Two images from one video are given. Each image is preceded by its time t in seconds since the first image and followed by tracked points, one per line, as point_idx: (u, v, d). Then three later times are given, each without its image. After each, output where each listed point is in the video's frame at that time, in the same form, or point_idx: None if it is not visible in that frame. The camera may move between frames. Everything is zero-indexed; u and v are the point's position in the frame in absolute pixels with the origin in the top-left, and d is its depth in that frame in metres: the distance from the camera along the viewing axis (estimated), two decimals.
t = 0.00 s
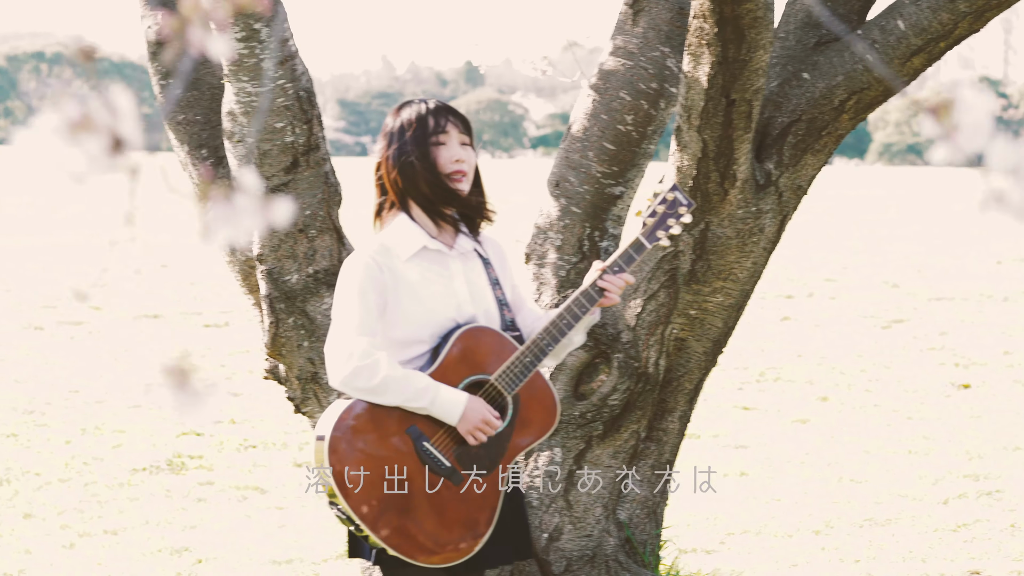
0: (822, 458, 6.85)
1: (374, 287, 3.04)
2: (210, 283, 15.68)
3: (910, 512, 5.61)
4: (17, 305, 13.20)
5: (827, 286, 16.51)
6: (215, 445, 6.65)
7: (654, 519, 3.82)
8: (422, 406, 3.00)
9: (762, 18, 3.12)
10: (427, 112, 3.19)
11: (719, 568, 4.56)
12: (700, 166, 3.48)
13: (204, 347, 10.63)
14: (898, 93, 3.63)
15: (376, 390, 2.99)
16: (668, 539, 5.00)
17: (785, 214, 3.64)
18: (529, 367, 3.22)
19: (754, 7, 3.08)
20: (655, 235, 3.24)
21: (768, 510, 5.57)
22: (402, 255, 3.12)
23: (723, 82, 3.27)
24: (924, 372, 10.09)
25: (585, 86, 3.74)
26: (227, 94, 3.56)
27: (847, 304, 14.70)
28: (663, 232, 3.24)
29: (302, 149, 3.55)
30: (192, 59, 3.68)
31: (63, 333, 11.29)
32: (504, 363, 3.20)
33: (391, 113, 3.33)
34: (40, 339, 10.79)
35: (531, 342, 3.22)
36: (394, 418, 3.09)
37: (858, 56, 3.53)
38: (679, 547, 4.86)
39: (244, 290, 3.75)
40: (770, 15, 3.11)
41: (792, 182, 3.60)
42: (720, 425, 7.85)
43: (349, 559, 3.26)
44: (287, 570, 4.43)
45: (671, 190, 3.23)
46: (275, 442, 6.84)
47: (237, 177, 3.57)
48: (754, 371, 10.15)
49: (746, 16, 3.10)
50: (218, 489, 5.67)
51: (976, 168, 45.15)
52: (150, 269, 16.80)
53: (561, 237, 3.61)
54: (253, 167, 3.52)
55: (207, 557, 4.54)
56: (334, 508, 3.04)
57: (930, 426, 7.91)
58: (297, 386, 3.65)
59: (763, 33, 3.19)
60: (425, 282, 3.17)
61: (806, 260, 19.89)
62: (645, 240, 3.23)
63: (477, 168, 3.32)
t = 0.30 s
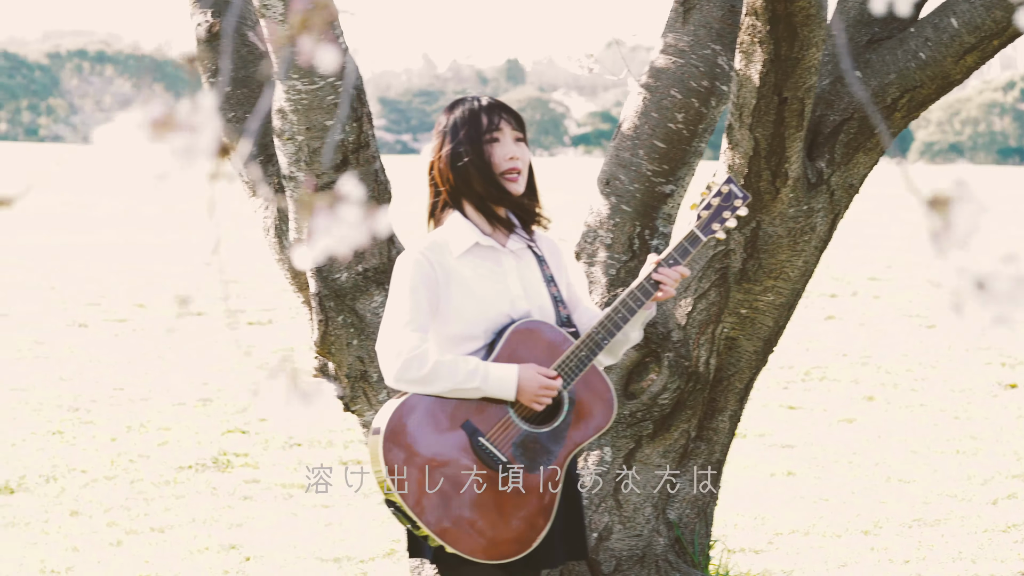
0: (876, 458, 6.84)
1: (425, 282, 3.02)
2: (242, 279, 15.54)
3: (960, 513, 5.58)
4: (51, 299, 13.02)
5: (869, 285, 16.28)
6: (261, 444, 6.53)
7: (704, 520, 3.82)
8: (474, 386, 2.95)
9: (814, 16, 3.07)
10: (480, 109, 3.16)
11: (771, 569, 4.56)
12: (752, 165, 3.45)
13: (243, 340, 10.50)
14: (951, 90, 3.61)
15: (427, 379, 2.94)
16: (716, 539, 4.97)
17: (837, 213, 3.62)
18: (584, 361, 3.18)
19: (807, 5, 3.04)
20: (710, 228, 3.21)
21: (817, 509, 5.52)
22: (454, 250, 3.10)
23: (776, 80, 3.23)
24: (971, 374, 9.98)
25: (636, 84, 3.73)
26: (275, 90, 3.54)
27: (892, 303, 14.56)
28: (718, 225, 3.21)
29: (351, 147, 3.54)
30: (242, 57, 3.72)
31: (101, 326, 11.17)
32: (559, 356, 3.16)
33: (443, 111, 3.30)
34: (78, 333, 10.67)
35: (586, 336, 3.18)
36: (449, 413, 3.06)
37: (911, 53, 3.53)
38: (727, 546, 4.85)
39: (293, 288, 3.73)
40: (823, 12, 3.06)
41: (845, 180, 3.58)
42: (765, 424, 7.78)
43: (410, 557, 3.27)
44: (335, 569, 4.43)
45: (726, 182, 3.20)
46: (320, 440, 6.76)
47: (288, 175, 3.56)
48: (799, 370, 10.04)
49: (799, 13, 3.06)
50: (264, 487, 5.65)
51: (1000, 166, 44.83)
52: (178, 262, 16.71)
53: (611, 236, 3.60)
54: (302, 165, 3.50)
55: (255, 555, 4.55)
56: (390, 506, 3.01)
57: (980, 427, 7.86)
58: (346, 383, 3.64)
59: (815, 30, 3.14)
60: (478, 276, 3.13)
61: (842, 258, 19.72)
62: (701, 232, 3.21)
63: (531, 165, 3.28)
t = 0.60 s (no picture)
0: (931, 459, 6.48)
1: (492, 280, 2.90)
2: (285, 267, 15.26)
3: None
4: (102, 286, 12.92)
5: (937, 278, 15.65)
6: (319, 442, 6.52)
7: (768, 521, 3.83)
8: (543, 389, 2.85)
9: (880, 13, 3.02)
10: (543, 111, 3.02)
11: (833, 569, 4.46)
12: (816, 164, 3.40)
13: (295, 336, 10.28)
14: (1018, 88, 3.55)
15: (495, 381, 2.84)
16: (778, 539, 4.91)
17: (901, 212, 3.58)
18: (652, 363, 3.07)
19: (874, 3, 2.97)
20: (778, 228, 3.15)
21: (881, 509, 5.40)
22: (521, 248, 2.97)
23: (841, 80, 3.19)
24: None
25: (698, 83, 3.72)
26: (337, 89, 3.51)
27: (956, 295, 14.10)
28: (787, 225, 3.15)
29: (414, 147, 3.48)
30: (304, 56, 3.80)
31: (153, 316, 11.06)
32: (628, 358, 3.04)
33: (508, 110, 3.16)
34: (134, 325, 10.55)
35: (653, 337, 3.08)
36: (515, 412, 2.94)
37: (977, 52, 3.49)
38: (789, 546, 4.77)
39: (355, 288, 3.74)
40: (889, 10, 3.02)
41: (909, 178, 3.54)
42: (825, 421, 7.58)
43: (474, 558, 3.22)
44: (397, 569, 4.45)
45: (795, 182, 3.14)
46: (378, 439, 6.67)
47: (350, 174, 3.51)
48: (858, 369, 9.51)
49: (865, 11, 3.00)
50: (325, 485, 5.66)
51: None
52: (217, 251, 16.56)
53: (674, 235, 3.60)
54: (365, 164, 3.44)
55: (316, 555, 4.58)
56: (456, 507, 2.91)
57: None
58: (409, 383, 3.64)
59: (881, 28, 3.09)
60: (546, 276, 3.00)
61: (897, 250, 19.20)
62: (769, 233, 3.14)
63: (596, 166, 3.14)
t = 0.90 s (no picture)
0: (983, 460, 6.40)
1: (551, 281, 2.75)
2: (324, 264, 15.19)
3: None
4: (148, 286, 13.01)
5: (991, 270, 15.22)
6: (369, 445, 6.52)
7: (821, 524, 3.88)
8: (600, 409, 2.64)
9: (935, 14, 2.89)
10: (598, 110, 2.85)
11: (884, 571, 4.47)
12: (870, 165, 3.32)
13: (340, 338, 10.24)
14: None
15: (554, 393, 2.64)
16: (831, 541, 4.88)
17: (955, 212, 3.54)
18: (709, 370, 2.86)
19: (928, 3, 2.85)
20: (838, 236, 2.96)
21: (933, 512, 5.35)
22: (582, 252, 2.82)
23: (895, 80, 3.08)
24: None
25: (751, 84, 3.74)
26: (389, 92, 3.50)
27: (1009, 286, 13.78)
28: (846, 234, 2.97)
29: (467, 148, 3.41)
30: (355, 58, 3.81)
31: (199, 317, 11.11)
32: (685, 364, 2.84)
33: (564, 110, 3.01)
34: (183, 326, 10.61)
35: (710, 344, 2.87)
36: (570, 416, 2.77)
37: None
38: (842, 548, 4.75)
39: (407, 290, 3.76)
40: (944, 10, 2.89)
41: (963, 179, 3.48)
42: (875, 421, 7.46)
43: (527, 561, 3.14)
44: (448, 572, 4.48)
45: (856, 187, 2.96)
46: (428, 441, 6.64)
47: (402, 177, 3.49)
48: (907, 369, 9.23)
49: (919, 12, 2.89)
50: (375, 489, 5.70)
51: None
52: (254, 249, 16.59)
53: (726, 237, 3.62)
54: (416, 167, 3.41)
55: (366, 558, 4.62)
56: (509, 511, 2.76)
57: None
58: (461, 386, 3.66)
59: (936, 28, 2.96)
60: (603, 281, 2.84)
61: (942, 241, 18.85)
62: (827, 240, 2.96)
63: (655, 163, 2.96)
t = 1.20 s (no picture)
0: (989, 467, 6.38)
1: (551, 293, 2.72)
2: (329, 269, 15.19)
3: None
4: (154, 291, 13.02)
5: (998, 275, 15.16)
6: (374, 452, 6.51)
7: (826, 534, 3.89)
8: (611, 404, 2.63)
9: (941, 23, 2.87)
10: (607, 121, 2.82)
11: None
12: (875, 174, 3.32)
13: (345, 343, 10.23)
14: None
15: (561, 398, 2.62)
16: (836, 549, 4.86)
17: (961, 221, 3.52)
18: (715, 377, 2.82)
19: (935, 12, 2.83)
20: (839, 239, 2.95)
21: (939, 520, 5.33)
22: (581, 263, 2.77)
23: (901, 89, 3.07)
24: None
25: (756, 93, 3.73)
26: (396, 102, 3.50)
27: (1015, 291, 13.74)
28: (848, 237, 2.94)
29: (471, 158, 3.43)
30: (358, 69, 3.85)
31: (205, 323, 11.12)
32: (690, 371, 2.80)
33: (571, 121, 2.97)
34: (188, 331, 10.62)
35: (715, 350, 2.84)
36: (578, 425, 2.74)
37: None
38: (846, 556, 4.75)
39: (411, 299, 3.76)
40: (951, 20, 2.86)
41: (969, 188, 3.46)
42: (881, 428, 7.44)
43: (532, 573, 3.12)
44: None
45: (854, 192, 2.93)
46: (433, 448, 6.63)
47: (408, 186, 3.49)
48: (912, 375, 9.22)
49: (925, 21, 2.87)
50: (379, 496, 5.70)
51: None
52: (260, 254, 16.61)
53: (732, 246, 3.61)
54: (421, 176, 3.42)
55: (371, 567, 4.63)
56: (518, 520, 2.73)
57: None
58: (465, 396, 3.65)
59: (942, 38, 2.94)
60: (606, 290, 2.79)
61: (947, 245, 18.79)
62: (829, 243, 2.94)
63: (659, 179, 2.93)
